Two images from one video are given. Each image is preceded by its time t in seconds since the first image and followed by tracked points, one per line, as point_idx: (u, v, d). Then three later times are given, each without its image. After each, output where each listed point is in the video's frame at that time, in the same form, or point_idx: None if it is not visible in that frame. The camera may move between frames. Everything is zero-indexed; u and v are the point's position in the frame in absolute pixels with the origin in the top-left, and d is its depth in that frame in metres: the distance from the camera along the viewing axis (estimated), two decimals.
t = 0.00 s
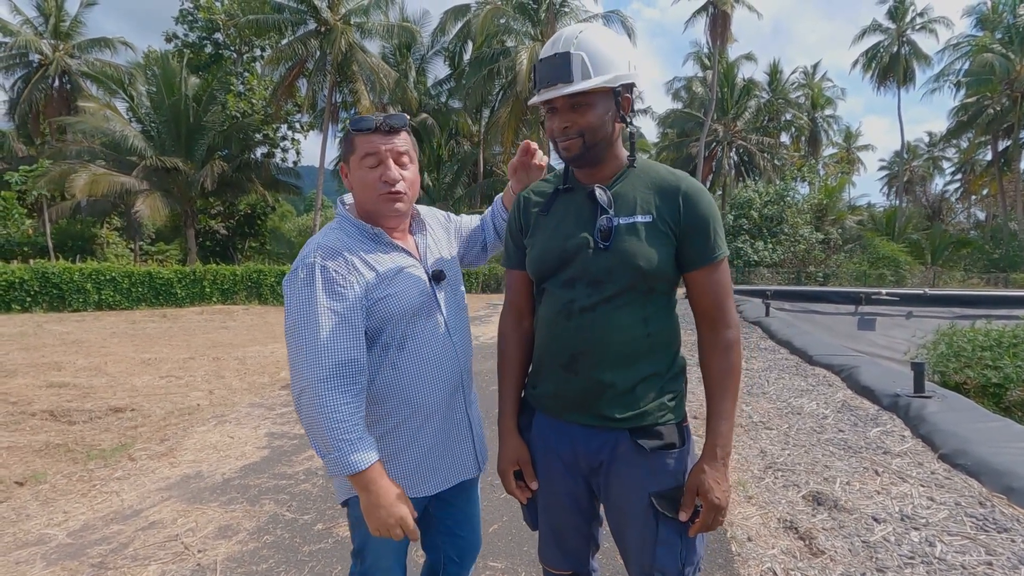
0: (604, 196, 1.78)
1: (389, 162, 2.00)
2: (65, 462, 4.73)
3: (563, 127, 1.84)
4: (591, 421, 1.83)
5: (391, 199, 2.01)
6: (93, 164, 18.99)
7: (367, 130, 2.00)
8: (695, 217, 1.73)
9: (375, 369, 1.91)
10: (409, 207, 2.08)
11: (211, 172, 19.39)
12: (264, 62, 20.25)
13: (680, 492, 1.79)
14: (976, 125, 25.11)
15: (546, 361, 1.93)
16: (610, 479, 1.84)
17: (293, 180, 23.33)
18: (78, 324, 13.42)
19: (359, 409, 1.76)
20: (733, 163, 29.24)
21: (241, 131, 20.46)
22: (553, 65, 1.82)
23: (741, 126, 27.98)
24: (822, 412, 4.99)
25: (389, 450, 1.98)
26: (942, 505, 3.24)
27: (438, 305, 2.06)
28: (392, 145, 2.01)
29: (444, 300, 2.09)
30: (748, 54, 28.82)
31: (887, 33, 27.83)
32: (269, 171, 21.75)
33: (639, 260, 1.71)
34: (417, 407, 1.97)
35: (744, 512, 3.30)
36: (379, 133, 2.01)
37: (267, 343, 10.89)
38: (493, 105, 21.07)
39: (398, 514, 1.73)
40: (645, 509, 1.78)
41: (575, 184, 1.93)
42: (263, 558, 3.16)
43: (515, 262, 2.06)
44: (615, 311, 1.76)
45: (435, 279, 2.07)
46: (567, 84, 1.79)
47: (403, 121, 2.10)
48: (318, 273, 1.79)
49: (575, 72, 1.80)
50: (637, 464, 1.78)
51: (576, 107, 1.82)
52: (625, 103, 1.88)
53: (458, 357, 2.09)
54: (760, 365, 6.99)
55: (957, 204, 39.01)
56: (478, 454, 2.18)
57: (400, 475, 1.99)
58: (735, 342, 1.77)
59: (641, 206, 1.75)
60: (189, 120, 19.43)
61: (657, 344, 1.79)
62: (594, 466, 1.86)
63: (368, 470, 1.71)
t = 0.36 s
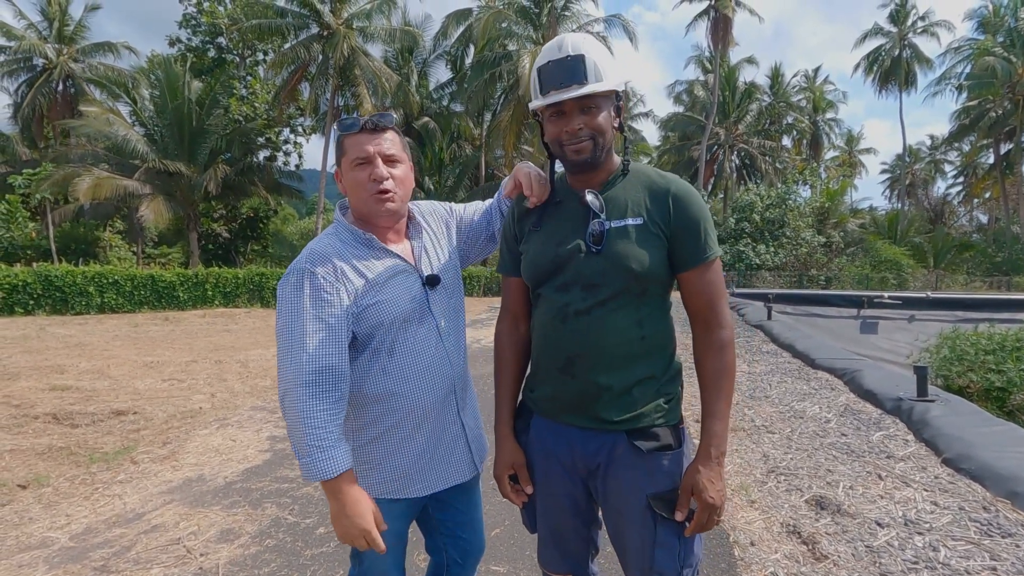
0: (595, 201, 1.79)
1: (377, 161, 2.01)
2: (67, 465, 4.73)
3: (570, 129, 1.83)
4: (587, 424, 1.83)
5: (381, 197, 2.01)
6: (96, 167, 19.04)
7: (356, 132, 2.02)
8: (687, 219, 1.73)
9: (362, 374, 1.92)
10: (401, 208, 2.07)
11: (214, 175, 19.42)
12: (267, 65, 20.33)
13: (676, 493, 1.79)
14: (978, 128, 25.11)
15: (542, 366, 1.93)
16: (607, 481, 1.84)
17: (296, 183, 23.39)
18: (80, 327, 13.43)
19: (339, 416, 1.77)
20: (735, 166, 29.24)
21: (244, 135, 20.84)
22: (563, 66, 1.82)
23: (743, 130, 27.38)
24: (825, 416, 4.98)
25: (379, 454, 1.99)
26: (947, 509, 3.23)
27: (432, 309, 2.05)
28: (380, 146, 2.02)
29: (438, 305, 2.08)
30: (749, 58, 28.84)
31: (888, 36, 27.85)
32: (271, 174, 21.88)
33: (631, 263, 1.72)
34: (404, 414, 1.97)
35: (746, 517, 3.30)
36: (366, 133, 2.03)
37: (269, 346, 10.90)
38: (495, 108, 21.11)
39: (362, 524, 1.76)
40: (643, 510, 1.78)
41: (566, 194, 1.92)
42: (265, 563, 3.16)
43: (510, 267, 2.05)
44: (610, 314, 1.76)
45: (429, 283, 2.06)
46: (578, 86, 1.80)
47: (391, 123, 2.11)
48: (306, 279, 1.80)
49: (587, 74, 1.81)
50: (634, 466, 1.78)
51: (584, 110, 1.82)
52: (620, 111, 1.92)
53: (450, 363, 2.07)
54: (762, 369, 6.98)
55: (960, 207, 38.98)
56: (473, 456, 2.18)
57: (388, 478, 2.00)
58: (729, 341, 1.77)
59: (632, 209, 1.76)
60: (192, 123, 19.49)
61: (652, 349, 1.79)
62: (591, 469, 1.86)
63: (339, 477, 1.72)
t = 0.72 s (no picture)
0: (597, 204, 1.79)
1: (390, 166, 2.03)
2: (67, 468, 4.74)
3: (574, 130, 1.83)
4: (588, 426, 1.83)
5: (393, 201, 2.03)
6: (97, 170, 19.07)
7: (373, 139, 2.06)
8: (689, 221, 1.73)
9: (367, 371, 1.95)
10: (414, 210, 2.09)
11: (215, 178, 19.42)
12: (268, 68, 20.37)
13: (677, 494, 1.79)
14: (977, 131, 25.15)
15: (543, 370, 1.93)
16: (608, 485, 1.83)
17: (296, 185, 23.41)
18: (81, 330, 13.43)
19: (343, 408, 1.82)
20: (735, 168, 29.27)
21: (245, 138, 20.88)
22: (570, 67, 1.81)
23: (742, 132, 27.70)
24: (825, 418, 4.98)
25: (385, 450, 2.00)
26: (947, 512, 3.22)
27: (440, 311, 2.04)
28: (394, 151, 2.05)
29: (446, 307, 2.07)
30: (749, 61, 28.89)
31: (888, 39, 27.90)
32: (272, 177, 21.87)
33: (633, 266, 1.72)
34: (409, 412, 1.99)
35: (746, 520, 3.29)
36: (381, 140, 2.07)
37: (270, 348, 10.90)
38: (495, 111, 21.13)
39: (352, 514, 1.81)
40: (645, 512, 1.77)
41: (566, 196, 1.92)
42: (264, 566, 3.15)
43: (511, 270, 2.04)
44: (612, 316, 1.76)
45: (438, 285, 2.05)
46: (586, 87, 1.80)
47: (407, 131, 2.15)
48: (317, 278, 1.86)
49: (594, 75, 1.81)
50: (636, 468, 1.78)
51: (591, 110, 1.83)
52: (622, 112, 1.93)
53: (457, 363, 2.06)
54: (762, 371, 6.98)
55: (960, 210, 38.98)
56: (477, 458, 2.16)
57: (392, 475, 2.00)
58: (729, 344, 1.77)
59: (634, 213, 1.77)
60: (193, 126, 19.50)
61: (652, 353, 1.79)
62: (592, 472, 1.86)
63: (338, 466, 1.77)
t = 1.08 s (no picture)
0: (596, 209, 1.79)
1: (418, 171, 2.06)
2: (67, 469, 4.73)
3: (573, 135, 1.83)
4: (585, 426, 1.82)
5: (417, 204, 2.05)
6: (98, 172, 19.10)
7: (404, 145, 2.10)
8: (688, 226, 1.74)
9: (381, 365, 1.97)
10: (437, 215, 2.10)
11: (215, 180, 19.46)
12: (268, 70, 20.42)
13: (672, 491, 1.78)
14: (978, 132, 25.15)
15: (541, 372, 1.92)
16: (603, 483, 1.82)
17: (297, 187, 23.41)
18: (82, 331, 13.45)
19: (369, 397, 1.87)
20: (735, 170, 29.27)
21: (245, 140, 20.90)
22: (568, 72, 1.82)
23: (743, 134, 27.74)
24: (826, 420, 4.97)
25: (398, 441, 2.01)
26: (948, 515, 3.22)
27: (452, 312, 2.05)
28: (424, 158, 2.09)
29: (459, 308, 2.08)
30: (750, 63, 28.91)
31: (888, 40, 27.90)
32: (273, 178, 21.78)
33: (632, 270, 1.72)
34: (424, 407, 2.01)
35: (747, 522, 3.29)
36: (413, 147, 2.10)
37: (270, 350, 10.89)
38: (495, 112, 21.12)
39: (379, 491, 1.87)
40: (638, 511, 1.75)
41: (565, 199, 1.92)
42: (264, 568, 3.15)
43: (511, 271, 2.03)
44: (612, 317, 1.76)
45: (451, 287, 2.06)
46: (584, 92, 1.81)
47: (437, 141, 2.18)
48: (342, 274, 1.90)
49: (592, 80, 1.82)
50: (630, 466, 1.76)
51: (589, 115, 1.83)
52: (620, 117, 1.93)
53: (468, 362, 2.07)
54: (764, 373, 6.97)
55: (961, 211, 38.97)
56: (479, 454, 2.17)
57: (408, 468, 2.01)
58: (726, 347, 1.77)
59: (633, 218, 1.77)
60: (194, 128, 19.53)
61: (647, 356, 1.79)
62: (587, 470, 1.84)
63: (365, 448, 1.83)
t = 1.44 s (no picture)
0: (593, 210, 1.80)
1: (416, 174, 2.06)
2: (68, 470, 4.74)
3: (565, 139, 1.83)
4: (581, 421, 1.82)
5: (416, 208, 2.05)
6: (98, 172, 19.11)
7: (403, 148, 2.10)
8: (680, 226, 1.73)
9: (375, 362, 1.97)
10: (434, 218, 2.10)
11: (215, 180, 19.49)
12: (269, 71, 20.43)
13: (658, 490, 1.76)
14: (979, 132, 25.15)
15: (540, 367, 1.92)
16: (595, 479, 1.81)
17: (297, 187, 23.40)
18: (82, 332, 13.46)
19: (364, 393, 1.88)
20: (736, 170, 29.28)
21: (246, 140, 20.91)
22: (563, 78, 1.82)
23: (743, 134, 27.77)
24: (827, 421, 4.97)
25: (394, 438, 2.00)
26: (949, 515, 3.22)
27: (444, 312, 2.06)
28: (421, 162, 2.09)
29: (451, 309, 2.08)
30: (750, 63, 28.93)
31: (889, 41, 27.89)
32: (273, 179, 21.76)
33: (626, 269, 1.72)
34: (416, 403, 2.01)
35: (748, 523, 3.28)
36: (411, 151, 2.10)
37: (271, 351, 10.90)
38: (495, 112, 21.10)
39: (372, 488, 1.88)
40: (626, 506, 1.73)
41: (563, 200, 1.93)
42: (264, 569, 3.15)
43: (509, 270, 2.04)
44: (608, 315, 1.76)
45: (445, 286, 2.07)
46: (577, 97, 1.80)
47: (435, 146, 2.19)
48: (338, 272, 1.89)
49: (586, 87, 1.81)
50: (621, 463, 1.75)
51: (582, 120, 1.82)
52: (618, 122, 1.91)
53: (459, 361, 2.08)
54: (764, 373, 6.98)
55: (961, 212, 38.97)
56: (471, 453, 2.16)
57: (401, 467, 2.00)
58: (716, 347, 1.78)
59: (629, 218, 1.77)
60: (195, 128, 19.53)
61: (643, 354, 1.78)
62: (580, 466, 1.83)
63: (358, 444, 1.85)
